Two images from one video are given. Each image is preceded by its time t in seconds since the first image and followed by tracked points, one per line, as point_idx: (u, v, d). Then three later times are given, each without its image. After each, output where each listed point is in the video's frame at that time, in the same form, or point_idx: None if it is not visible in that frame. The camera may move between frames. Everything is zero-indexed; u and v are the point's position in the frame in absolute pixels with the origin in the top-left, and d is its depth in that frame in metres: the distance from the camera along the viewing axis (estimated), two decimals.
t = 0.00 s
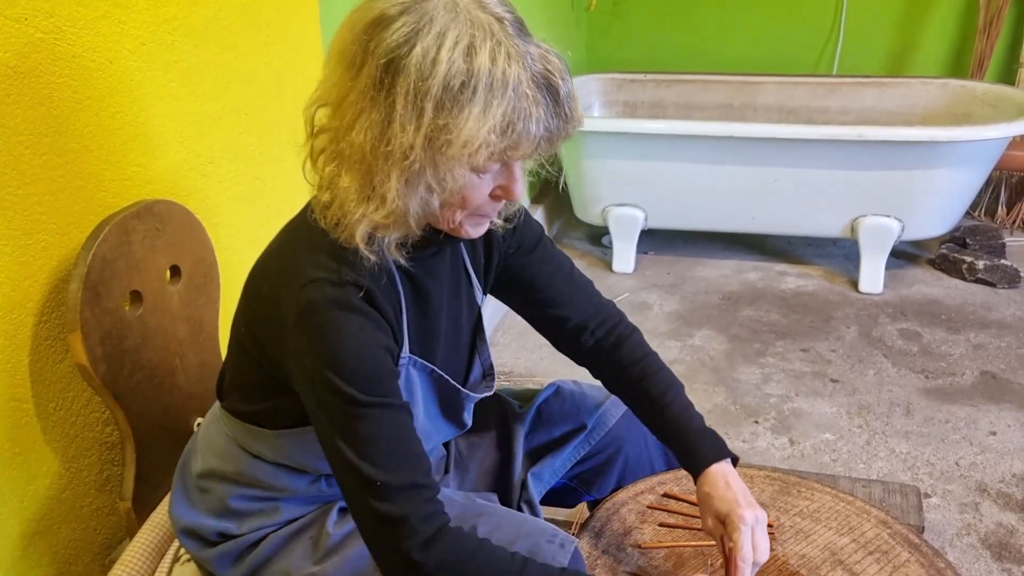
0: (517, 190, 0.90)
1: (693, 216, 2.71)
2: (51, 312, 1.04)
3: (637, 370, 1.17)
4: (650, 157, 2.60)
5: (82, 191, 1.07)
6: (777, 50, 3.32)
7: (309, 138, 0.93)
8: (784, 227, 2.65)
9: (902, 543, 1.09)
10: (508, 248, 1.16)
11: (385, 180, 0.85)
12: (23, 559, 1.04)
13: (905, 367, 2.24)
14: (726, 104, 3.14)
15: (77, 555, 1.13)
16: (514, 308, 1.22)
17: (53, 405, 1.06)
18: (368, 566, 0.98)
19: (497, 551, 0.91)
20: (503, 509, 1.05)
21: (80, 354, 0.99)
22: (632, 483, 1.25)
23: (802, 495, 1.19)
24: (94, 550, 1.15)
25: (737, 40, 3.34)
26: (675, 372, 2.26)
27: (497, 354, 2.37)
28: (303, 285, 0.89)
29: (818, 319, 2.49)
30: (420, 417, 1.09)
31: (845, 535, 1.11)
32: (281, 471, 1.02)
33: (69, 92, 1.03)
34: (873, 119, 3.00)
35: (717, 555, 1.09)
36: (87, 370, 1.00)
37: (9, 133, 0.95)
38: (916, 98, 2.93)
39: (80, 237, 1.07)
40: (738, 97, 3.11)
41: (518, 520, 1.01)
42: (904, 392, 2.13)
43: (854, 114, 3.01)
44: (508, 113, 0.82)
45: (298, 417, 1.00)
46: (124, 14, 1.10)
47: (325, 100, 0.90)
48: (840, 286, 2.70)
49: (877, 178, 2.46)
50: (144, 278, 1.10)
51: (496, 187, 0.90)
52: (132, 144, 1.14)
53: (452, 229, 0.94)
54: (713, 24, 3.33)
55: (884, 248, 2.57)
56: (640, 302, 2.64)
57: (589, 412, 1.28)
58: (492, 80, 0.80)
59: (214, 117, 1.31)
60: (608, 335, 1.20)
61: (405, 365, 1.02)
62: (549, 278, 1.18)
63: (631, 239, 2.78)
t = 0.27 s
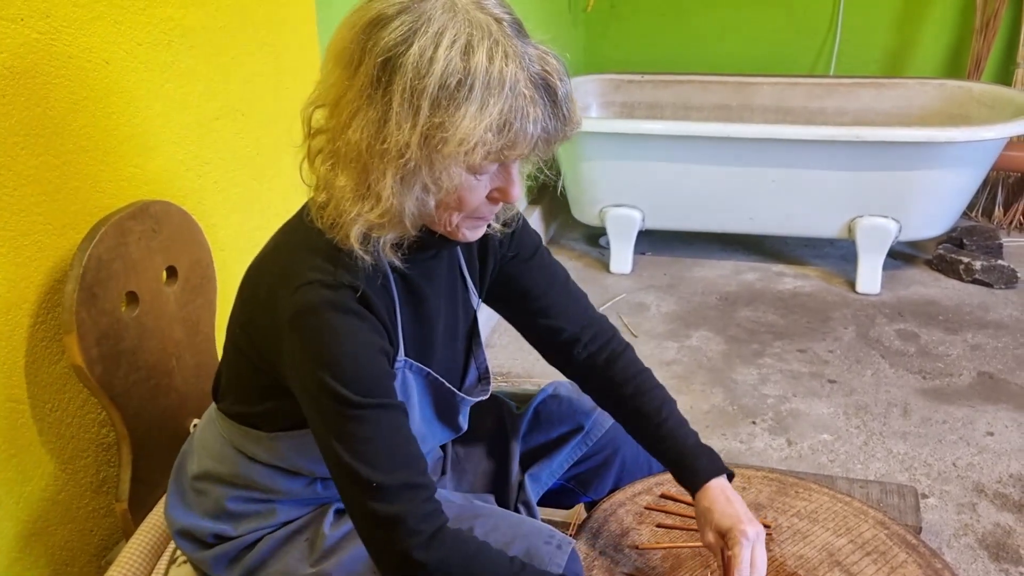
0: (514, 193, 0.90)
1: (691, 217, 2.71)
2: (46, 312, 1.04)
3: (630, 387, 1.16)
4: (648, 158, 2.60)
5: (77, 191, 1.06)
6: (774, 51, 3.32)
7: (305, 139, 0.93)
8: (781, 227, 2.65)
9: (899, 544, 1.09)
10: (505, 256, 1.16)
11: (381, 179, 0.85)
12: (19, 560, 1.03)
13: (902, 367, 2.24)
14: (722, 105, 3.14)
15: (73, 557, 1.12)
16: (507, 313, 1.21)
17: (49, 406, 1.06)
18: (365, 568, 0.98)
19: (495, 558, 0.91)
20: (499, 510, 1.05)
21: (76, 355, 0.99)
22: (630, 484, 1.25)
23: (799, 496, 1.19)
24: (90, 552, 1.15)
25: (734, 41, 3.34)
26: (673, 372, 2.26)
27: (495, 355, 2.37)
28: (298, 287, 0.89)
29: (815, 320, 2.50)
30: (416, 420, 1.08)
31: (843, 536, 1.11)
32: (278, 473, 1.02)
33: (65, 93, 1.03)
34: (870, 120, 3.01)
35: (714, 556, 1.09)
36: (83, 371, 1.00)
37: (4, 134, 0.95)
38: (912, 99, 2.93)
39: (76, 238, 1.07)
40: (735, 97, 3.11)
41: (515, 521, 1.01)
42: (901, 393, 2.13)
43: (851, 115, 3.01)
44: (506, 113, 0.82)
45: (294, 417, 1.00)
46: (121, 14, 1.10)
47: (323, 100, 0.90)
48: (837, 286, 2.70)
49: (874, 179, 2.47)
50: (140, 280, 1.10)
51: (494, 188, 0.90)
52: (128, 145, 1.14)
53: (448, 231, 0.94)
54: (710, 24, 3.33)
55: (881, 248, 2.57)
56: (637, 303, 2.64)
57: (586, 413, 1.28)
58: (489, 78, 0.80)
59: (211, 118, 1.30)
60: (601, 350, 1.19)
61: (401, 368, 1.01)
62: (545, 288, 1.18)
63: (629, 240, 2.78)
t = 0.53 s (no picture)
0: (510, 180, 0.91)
1: (688, 217, 2.71)
2: (43, 313, 1.04)
3: (628, 377, 1.16)
4: (646, 158, 2.60)
5: (75, 191, 1.06)
6: (773, 51, 3.32)
7: (301, 133, 0.93)
8: (779, 227, 2.65)
9: (898, 543, 1.09)
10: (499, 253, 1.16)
11: (383, 169, 0.85)
12: (15, 561, 1.03)
13: (900, 367, 2.24)
14: (720, 106, 3.14)
15: (70, 557, 1.12)
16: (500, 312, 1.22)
17: (46, 406, 1.06)
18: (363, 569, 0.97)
19: (488, 547, 0.89)
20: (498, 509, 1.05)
21: (72, 355, 0.98)
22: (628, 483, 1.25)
23: (798, 495, 1.19)
24: (87, 552, 1.15)
25: (732, 41, 3.34)
26: (671, 372, 2.26)
27: (492, 355, 2.37)
28: (291, 280, 0.89)
29: (813, 320, 2.50)
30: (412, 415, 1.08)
31: (841, 535, 1.11)
32: (274, 472, 1.02)
33: (62, 93, 1.02)
34: (868, 120, 3.01)
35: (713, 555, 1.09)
36: (80, 371, 1.00)
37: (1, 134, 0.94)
38: (910, 99, 2.93)
39: (73, 239, 1.06)
40: (732, 97, 3.11)
41: (514, 521, 1.01)
42: (899, 392, 2.14)
43: (849, 115, 3.01)
44: (509, 101, 0.83)
45: (294, 416, 1.00)
46: (119, 13, 1.10)
47: (319, 93, 0.90)
48: (835, 286, 2.70)
49: (872, 179, 2.47)
50: (137, 280, 1.10)
51: (492, 176, 0.90)
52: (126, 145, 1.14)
53: (445, 220, 0.95)
54: (708, 25, 3.34)
55: (879, 248, 2.58)
56: (635, 302, 2.64)
57: (585, 413, 1.28)
58: (493, 66, 0.81)
59: (208, 119, 1.30)
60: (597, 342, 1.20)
61: (396, 362, 1.01)
62: (540, 283, 1.19)
63: (627, 240, 2.78)
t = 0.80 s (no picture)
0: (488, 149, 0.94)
1: (686, 217, 2.71)
2: (40, 314, 1.03)
3: (601, 339, 1.23)
4: (643, 158, 2.60)
5: (72, 192, 1.06)
6: (771, 52, 3.32)
7: (278, 116, 0.94)
8: (777, 227, 2.65)
9: (896, 543, 1.09)
10: (470, 228, 1.19)
11: (366, 141, 0.87)
12: (13, 562, 1.03)
13: (898, 367, 2.24)
14: (718, 106, 3.14)
15: (68, 558, 1.12)
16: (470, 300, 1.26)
17: (44, 407, 1.05)
18: (361, 569, 0.97)
19: (456, 481, 0.90)
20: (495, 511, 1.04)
21: (70, 355, 0.98)
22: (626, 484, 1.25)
23: (796, 495, 1.19)
24: (85, 553, 1.14)
25: (729, 41, 3.34)
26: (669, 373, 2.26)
27: (490, 355, 2.37)
28: (262, 253, 0.90)
29: (811, 320, 2.50)
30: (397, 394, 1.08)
31: (839, 535, 1.11)
32: (266, 464, 1.01)
33: (59, 92, 1.02)
34: (865, 120, 3.01)
35: (712, 556, 1.09)
36: (77, 371, 0.99)
37: None
38: (908, 99, 2.93)
39: (70, 240, 1.06)
40: (730, 98, 3.11)
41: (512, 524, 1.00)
42: (897, 392, 2.14)
43: (847, 115, 3.01)
44: (492, 74, 0.86)
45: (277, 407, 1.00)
46: (115, 12, 1.09)
47: (297, 75, 0.91)
48: (832, 287, 2.70)
49: (870, 179, 2.47)
50: (134, 279, 1.09)
51: (471, 147, 0.92)
52: (123, 143, 1.13)
53: (424, 195, 0.96)
54: (705, 25, 3.34)
55: (876, 248, 2.58)
56: (633, 303, 2.64)
57: (582, 413, 1.29)
58: (478, 41, 0.84)
59: (206, 118, 1.30)
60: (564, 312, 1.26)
61: (376, 338, 1.01)
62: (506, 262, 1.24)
63: (624, 240, 2.78)
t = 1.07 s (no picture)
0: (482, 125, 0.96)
1: (685, 217, 2.71)
2: (38, 314, 1.03)
3: (557, 311, 1.29)
4: (642, 157, 2.59)
5: (69, 192, 1.05)
6: (771, 52, 3.32)
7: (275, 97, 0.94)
8: (776, 227, 2.65)
9: (895, 542, 1.09)
10: (454, 217, 1.22)
11: (361, 114, 0.88)
12: (9, 562, 1.02)
13: (897, 367, 2.24)
14: (717, 106, 3.14)
15: (65, 558, 1.11)
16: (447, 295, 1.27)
17: (42, 407, 1.05)
18: (360, 567, 0.97)
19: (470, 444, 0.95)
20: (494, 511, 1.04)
21: (67, 355, 0.98)
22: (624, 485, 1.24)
23: (794, 495, 1.19)
24: (83, 553, 1.14)
25: (729, 42, 3.34)
26: (668, 373, 2.26)
27: (489, 355, 2.37)
28: (261, 225, 0.92)
29: (810, 320, 2.49)
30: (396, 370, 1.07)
31: (838, 535, 1.11)
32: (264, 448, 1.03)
33: (57, 91, 1.02)
34: (865, 120, 3.01)
35: (711, 556, 1.09)
36: (75, 371, 0.99)
37: None
38: (907, 99, 2.93)
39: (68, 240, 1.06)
40: (730, 98, 3.11)
41: (512, 525, 1.00)
42: (896, 392, 2.13)
43: (846, 115, 3.01)
44: (484, 49, 0.88)
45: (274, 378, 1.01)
46: (114, 11, 1.09)
47: (293, 56, 0.91)
48: (831, 287, 2.70)
49: (869, 179, 2.47)
50: (132, 278, 1.09)
51: (464, 122, 0.94)
52: (122, 141, 1.13)
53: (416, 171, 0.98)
54: (705, 25, 3.34)
55: (875, 249, 2.57)
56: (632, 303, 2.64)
57: (580, 412, 1.28)
58: (468, 15, 0.86)
59: (204, 116, 1.30)
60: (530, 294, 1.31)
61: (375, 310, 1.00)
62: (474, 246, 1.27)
63: (623, 240, 2.78)
